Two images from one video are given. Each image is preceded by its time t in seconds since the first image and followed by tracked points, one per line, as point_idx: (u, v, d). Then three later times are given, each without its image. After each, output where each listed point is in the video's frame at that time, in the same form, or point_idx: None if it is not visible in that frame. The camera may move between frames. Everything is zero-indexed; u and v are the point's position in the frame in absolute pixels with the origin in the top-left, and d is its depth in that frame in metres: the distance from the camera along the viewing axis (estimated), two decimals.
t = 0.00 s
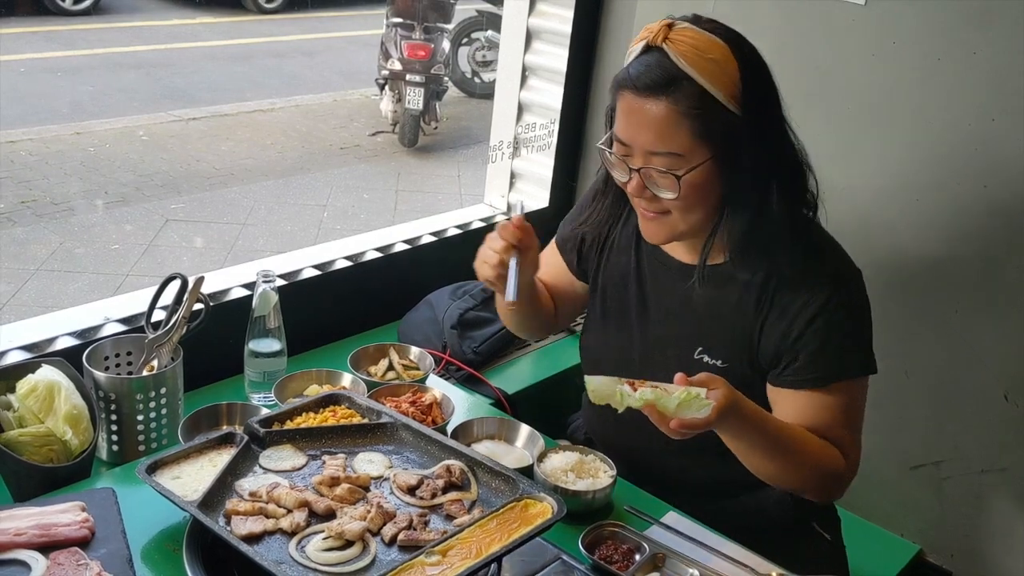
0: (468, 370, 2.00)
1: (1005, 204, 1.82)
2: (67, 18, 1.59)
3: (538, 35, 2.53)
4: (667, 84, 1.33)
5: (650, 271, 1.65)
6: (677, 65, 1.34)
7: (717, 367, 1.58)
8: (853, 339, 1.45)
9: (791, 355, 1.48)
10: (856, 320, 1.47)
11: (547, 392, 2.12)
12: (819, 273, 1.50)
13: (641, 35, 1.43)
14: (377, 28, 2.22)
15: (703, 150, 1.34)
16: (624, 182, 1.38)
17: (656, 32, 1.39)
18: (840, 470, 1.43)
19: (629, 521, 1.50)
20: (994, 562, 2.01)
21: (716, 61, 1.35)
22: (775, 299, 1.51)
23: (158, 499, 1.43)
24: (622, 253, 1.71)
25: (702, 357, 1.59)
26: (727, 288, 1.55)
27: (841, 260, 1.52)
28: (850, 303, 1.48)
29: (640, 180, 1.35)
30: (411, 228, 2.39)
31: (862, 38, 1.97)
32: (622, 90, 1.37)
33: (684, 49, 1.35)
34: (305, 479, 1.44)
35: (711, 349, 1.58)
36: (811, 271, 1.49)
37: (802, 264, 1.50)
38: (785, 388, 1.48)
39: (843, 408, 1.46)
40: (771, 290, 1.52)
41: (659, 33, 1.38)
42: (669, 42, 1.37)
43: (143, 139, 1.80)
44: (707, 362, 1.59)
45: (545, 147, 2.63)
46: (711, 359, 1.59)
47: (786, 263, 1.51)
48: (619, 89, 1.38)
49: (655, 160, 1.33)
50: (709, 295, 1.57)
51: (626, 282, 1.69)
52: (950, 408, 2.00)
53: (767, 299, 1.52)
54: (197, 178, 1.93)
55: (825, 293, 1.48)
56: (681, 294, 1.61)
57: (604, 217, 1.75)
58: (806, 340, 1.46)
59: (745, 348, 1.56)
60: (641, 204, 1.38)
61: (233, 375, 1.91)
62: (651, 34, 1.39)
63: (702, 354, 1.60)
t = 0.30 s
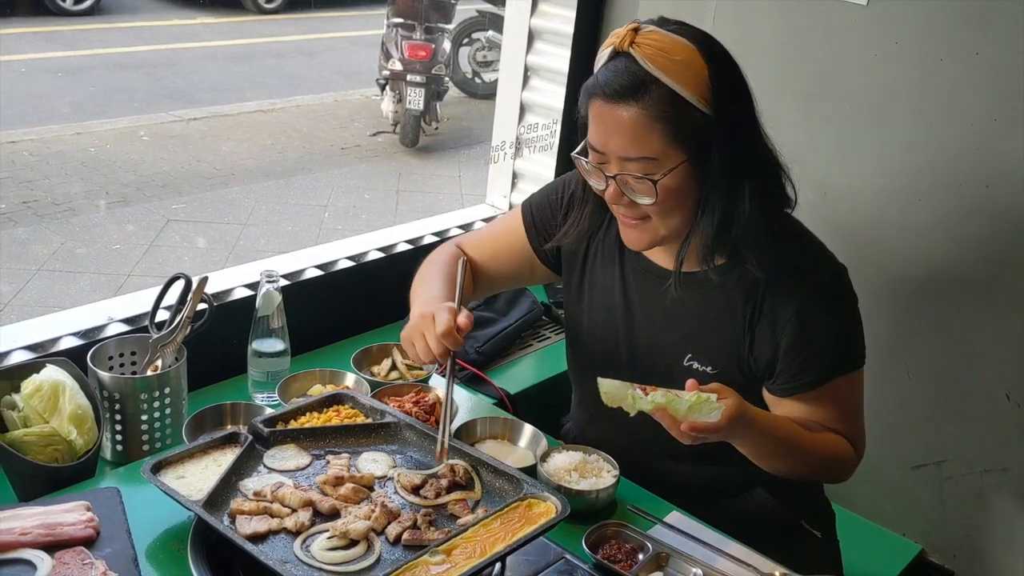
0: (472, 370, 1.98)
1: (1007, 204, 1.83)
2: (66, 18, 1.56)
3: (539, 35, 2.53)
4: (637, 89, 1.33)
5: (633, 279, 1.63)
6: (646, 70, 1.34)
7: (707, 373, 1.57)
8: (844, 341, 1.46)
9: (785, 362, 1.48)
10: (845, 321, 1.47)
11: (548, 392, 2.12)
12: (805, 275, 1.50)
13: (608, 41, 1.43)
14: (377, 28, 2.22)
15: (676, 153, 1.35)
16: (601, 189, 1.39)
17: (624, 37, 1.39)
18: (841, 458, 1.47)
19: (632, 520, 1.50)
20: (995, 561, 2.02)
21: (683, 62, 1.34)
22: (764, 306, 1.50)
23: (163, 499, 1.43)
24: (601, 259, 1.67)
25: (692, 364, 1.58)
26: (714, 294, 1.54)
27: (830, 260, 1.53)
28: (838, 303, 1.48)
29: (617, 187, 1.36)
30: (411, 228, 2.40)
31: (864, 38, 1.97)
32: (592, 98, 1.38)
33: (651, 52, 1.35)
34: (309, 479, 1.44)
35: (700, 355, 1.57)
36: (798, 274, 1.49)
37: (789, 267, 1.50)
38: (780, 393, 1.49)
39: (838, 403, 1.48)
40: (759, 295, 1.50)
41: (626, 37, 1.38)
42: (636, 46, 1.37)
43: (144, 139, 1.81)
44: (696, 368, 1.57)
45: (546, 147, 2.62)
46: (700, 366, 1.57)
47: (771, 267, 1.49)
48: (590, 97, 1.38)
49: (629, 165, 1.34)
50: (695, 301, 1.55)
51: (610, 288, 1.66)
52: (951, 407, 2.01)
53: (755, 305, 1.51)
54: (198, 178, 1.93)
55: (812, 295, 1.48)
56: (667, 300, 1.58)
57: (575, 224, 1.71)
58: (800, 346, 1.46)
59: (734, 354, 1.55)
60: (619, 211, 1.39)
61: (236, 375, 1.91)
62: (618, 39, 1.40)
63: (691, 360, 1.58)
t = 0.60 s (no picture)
0: (472, 370, 1.96)
1: (1008, 204, 1.82)
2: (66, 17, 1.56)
3: (539, 35, 2.53)
4: (643, 93, 1.32)
5: (634, 285, 1.62)
6: (652, 75, 1.33)
7: (708, 380, 1.57)
8: (843, 347, 1.46)
9: (784, 370, 1.47)
10: (845, 328, 1.47)
11: (548, 392, 2.12)
12: (805, 280, 1.49)
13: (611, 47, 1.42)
14: (377, 28, 2.22)
15: (679, 159, 1.34)
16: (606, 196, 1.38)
17: (628, 42, 1.38)
18: (840, 464, 1.46)
19: (631, 521, 1.50)
20: (995, 561, 2.02)
21: (689, 67, 1.34)
22: (764, 313, 1.50)
23: (162, 499, 1.43)
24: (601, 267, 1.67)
25: (692, 370, 1.58)
26: (713, 301, 1.54)
27: (832, 264, 1.53)
28: (838, 307, 1.48)
29: (623, 193, 1.35)
30: (411, 228, 2.39)
31: (864, 39, 1.97)
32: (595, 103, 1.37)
33: (656, 56, 1.35)
34: (309, 479, 1.44)
35: (700, 362, 1.57)
36: (798, 280, 1.49)
37: (790, 272, 1.49)
38: (779, 401, 1.49)
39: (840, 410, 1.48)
40: (759, 303, 1.50)
41: (630, 42, 1.38)
42: (641, 51, 1.36)
43: (144, 139, 1.81)
44: (696, 375, 1.57)
45: (546, 147, 2.63)
46: (700, 373, 1.57)
47: (770, 274, 1.49)
48: (593, 102, 1.37)
49: (633, 171, 1.33)
50: (694, 310, 1.55)
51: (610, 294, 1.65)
52: (952, 408, 2.00)
53: (756, 314, 1.51)
54: (198, 178, 1.93)
55: (812, 301, 1.47)
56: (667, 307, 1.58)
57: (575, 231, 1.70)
58: (800, 354, 1.46)
59: (734, 360, 1.55)
60: (623, 217, 1.38)
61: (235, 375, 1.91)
62: (622, 44, 1.39)
63: (691, 367, 1.58)
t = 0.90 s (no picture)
0: (470, 370, 1.97)
1: (1008, 204, 1.82)
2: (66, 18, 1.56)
3: (539, 35, 2.53)
4: (650, 94, 1.31)
5: (636, 287, 1.62)
6: (658, 75, 1.33)
7: (709, 382, 1.57)
8: (845, 349, 1.45)
9: (786, 373, 1.47)
10: (846, 330, 1.46)
11: (547, 392, 2.12)
12: (805, 282, 1.49)
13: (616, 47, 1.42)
14: (377, 27, 2.21)
15: (684, 161, 1.33)
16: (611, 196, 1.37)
17: (633, 42, 1.38)
18: (840, 465, 1.46)
19: (630, 521, 1.50)
20: (995, 561, 2.01)
21: (695, 68, 1.34)
22: (766, 315, 1.50)
23: (161, 499, 1.43)
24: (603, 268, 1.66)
25: (693, 372, 1.57)
26: (716, 302, 1.53)
27: (834, 266, 1.53)
28: (839, 310, 1.47)
29: (628, 195, 1.34)
30: (411, 228, 2.39)
31: (863, 38, 1.97)
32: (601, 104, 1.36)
33: (662, 56, 1.34)
34: (307, 480, 1.44)
35: (702, 364, 1.56)
36: (799, 281, 1.49)
37: (790, 273, 1.49)
38: (781, 403, 1.48)
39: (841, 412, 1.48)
40: (762, 305, 1.50)
41: (635, 43, 1.37)
42: (646, 52, 1.35)
43: (144, 139, 1.81)
44: (697, 377, 1.57)
45: (546, 147, 2.62)
46: (702, 375, 1.57)
47: (774, 276, 1.49)
48: (598, 102, 1.37)
49: (638, 173, 1.32)
50: (695, 312, 1.55)
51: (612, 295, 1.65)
52: (951, 408, 2.00)
53: (758, 316, 1.50)
54: (197, 178, 1.93)
55: (813, 304, 1.47)
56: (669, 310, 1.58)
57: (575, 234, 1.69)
58: (802, 357, 1.46)
59: (736, 362, 1.54)
60: (626, 219, 1.37)
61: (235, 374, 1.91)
62: (627, 44, 1.38)
63: (692, 369, 1.57)
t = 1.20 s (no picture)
0: (472, 372, 1.98)
1: (1010, 204, 1.83)
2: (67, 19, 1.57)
3: (540, 36, 2.53)
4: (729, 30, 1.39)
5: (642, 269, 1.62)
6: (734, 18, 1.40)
7: (710, 365, 1.56)
8: (844, 335, 1.45)
9: (782, 351, 1.47)
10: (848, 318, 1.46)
11: (549, 393, 2.12)
12: (809, 266, 1.49)
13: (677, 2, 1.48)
14: (377, 28, 2.22)
15: (750, 100, 1.42)
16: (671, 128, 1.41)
17: None
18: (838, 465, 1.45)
19: (633, 522, 1.50)
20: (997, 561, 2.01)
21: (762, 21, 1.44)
22: (767, 297, 1.50)
23: (164, 500, 1.43)
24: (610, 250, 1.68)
25: (695, 356, 1.57)
26: (719, 281, 1.54)
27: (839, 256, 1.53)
28: (842, 298, 1.47)
29: (692, 124, 1.39)
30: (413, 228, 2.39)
31: (865, 39, 1.97)
32: (667, 41, 1.42)
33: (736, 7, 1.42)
34: (311, 481, 1.43)
35: (704, 346, 1.56)
36: (802, 268, 1.49)
37: (794, 260, 1.50)
38: (774, 382, 1.48)
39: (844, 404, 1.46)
40: (766, 286, 1.51)
41: None
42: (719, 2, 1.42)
43: (144, 139, 1.81)
44: (699, 359, 1.56)
45: (548, 148, 2.62)
46: (703, 358, 1.56)
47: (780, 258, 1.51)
48: (665, 40, 1.42)
49: (705, 105, 1.39)
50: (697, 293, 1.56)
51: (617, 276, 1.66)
52: (953, 407, 2.00)
53: (760, 297, 1.51)
54: (199, 178, 1.93)
55: (817, 287, 1.47)
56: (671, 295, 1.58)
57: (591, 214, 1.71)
58: (801, 338, 1.45)
59: (739, 346, 1.54)
60: (681, 161, 1.41)
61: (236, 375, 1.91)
62: None
63: (694, 352, 1.57)
